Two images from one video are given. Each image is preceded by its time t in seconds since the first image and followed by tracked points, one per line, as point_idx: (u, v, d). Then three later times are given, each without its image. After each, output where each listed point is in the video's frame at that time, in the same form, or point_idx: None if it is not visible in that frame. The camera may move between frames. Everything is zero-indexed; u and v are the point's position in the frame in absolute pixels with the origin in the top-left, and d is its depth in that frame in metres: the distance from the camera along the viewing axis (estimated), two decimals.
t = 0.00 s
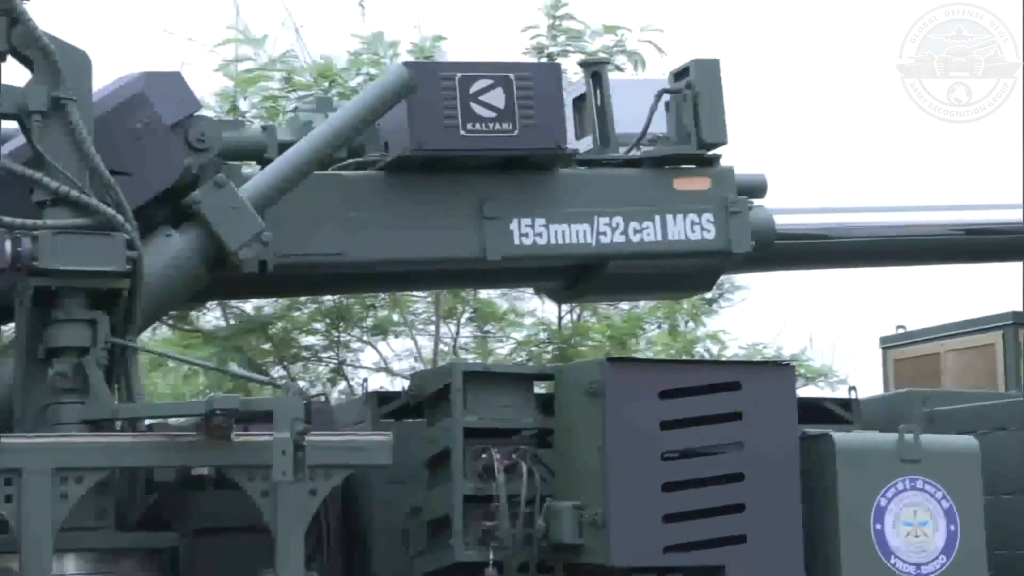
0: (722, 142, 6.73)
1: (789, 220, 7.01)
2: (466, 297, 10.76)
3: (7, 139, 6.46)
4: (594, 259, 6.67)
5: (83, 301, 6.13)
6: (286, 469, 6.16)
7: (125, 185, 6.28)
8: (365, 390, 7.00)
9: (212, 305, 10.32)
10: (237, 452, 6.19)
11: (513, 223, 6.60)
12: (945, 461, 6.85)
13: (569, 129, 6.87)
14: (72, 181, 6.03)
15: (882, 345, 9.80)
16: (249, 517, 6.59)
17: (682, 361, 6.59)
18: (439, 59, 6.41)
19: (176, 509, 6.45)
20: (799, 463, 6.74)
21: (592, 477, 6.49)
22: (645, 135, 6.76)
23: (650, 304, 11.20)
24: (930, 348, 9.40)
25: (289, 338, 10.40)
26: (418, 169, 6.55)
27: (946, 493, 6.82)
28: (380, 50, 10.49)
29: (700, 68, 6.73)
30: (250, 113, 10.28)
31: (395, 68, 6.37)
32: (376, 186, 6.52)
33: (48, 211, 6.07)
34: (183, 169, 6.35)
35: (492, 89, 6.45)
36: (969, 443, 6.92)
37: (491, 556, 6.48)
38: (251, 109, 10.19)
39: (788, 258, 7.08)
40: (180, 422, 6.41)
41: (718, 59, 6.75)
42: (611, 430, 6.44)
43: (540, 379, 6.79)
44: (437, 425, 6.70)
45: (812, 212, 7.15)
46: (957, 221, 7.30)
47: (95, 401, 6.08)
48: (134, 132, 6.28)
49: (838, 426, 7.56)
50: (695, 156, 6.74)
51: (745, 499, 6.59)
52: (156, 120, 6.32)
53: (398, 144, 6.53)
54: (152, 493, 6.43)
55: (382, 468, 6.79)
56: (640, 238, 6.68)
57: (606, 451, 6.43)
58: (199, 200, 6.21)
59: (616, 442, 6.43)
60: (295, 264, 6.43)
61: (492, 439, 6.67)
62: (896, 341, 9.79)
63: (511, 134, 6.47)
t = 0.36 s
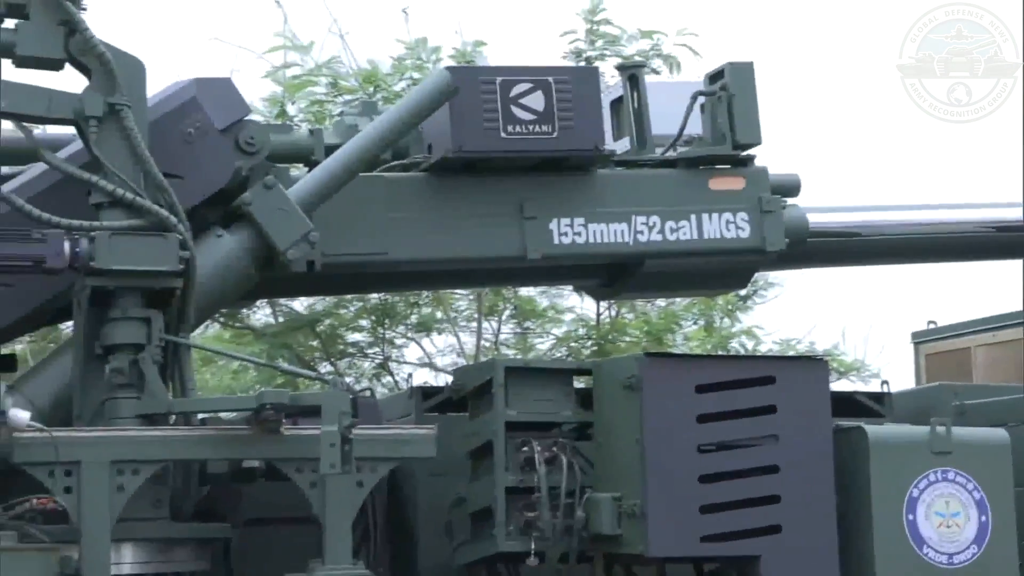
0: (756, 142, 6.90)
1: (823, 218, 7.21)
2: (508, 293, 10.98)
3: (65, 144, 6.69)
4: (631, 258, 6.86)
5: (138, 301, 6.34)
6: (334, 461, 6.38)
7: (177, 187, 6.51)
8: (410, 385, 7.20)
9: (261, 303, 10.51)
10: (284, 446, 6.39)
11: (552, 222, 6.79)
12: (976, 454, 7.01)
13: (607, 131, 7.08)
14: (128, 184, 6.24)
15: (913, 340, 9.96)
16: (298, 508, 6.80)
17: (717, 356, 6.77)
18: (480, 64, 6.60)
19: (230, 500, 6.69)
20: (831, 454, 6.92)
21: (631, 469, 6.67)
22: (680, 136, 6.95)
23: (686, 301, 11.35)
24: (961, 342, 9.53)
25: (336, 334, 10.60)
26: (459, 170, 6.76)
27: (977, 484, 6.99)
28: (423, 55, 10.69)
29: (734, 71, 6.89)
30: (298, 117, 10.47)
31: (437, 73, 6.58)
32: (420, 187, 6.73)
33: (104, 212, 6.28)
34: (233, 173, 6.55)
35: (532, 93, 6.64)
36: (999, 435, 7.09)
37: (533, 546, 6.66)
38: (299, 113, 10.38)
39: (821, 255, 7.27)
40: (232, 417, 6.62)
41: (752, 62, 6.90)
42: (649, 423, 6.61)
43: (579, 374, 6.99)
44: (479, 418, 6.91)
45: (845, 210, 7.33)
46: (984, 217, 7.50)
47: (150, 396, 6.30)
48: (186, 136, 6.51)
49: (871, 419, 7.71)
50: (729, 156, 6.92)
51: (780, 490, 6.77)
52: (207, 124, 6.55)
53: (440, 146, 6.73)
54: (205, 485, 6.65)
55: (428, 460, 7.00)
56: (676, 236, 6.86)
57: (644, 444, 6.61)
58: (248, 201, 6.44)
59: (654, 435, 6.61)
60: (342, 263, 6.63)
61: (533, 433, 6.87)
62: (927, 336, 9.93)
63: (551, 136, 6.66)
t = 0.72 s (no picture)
0: (789, 143, 7.10)
1: (856, 218, 7.45)
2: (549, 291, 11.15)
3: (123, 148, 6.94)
4: (668, 256, 7.07)
5: (193, 299, 6.61)
6: (381, 453, 6.56)
7: (230, 189, 6.75)
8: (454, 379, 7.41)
9: (311, 300, 10.74)
10: (335, 437, 6.63)
11: (592, 221, 7.01)
12: (1004, 445, 7.23)
13: (645, 132, 7.30)
14: (184, 186, 6.48)
15: (943, 334, 10.13)
16: (348, 498, 7.04)
17: (752, 350, 6.97)
18: (521, 68, 6.83)
19: (283, 491, 6.94)
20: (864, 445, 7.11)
21: (669, 461, 6.88)
22: (716, 137, 7.16)
23: (721, 297, 11.55)
24: (991, 336, 9.70)
25: (383, 330, 10.82)
26: (502, 172, 7.00)
27: (1007, 474, 7.19)
28: (466, 61, 10.95)
29: (768, 73, 7.08)
30: (346, 121, 10.71)
31: (480, 78, 6.80)
32: (463, 187, 6.97)
33: (159, 214, 6.53)
34: (284, 175, 6.82)
35: (571, 96, 6.87)
36: None
37: (573, 534, 6.87)
38: (346, 117, 10.62)
39: (854, 252, 7.49)
40: (284, 409, 6.86)
41: (786, 64, 7.09)
42: (687, 416, 6.82)
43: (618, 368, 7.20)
44: (521, 411, 7.14)
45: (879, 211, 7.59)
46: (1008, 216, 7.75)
47: (205, 389, 6.56)
48: (238, 140, 6.74)
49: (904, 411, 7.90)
50: (763, 156, 7.12)
51: (814, 481, 6.97)
52: (258, 128, 6.78)
53: (482, 148, 6.95)
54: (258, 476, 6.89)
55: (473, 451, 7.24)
56: (712, 234, 7.07)
57: (682, 436, 6.82)
58: (298, 202, 6.65)
59: (691, 427, 6.82)
60: (389, 262, 6.87)
61: (574, 425, 7.09)
62: (957, 330, 10.10)
63: (590, 137, 6.88)
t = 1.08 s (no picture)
0: (819, 144, 7.36)
1: (884, 217, 7.73)
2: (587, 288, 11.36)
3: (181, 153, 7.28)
4: (702, 253, 7.34)
5: (247, 295, 6.88)
6: (428, 444, 6.80)
7: (283, 192, 7.06)
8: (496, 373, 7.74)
9: (360, 298, 11.08)
10: (382, 430, 6.90)
11: (628, 221, 7.29)
12: None
13: (679, 134, 7.55)
14: (238, 189, 6.79)
15: (969, 328, 10.35)
16: (396, 488, 7.35)
17: (783, 344, 7.24)
18: (560, 74, 7.11)
19: (333, 481, 7.26)
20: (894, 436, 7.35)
21: (704, 451, 7.15)
22: (748, 139, 7.41)
23: (754, 294, 11.78)
24: (1017, 330, 9.91)
25: (429, 326, 11.12)
26: (542, 173, 7.28)
27: None
28: (507, 67, 11.24)
29: (798, 77, 7.37)
30: (393, 126, 11.03)
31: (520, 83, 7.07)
32: (505, 189, 7.25)
33: (216, 216, 6.84)
34: (332, 179, 7.11)
35: (608, 100, 7.14)
36: None
37: (613, 522, 7.14)
38: (393, 122, 10.93)
39: (882, 249, 7.75)
40: (333, 403, 7.14)
41: (816, 69, 7.38)
42: (720, 407, 7.10)
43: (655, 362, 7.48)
44: (561, 403, 7.43)
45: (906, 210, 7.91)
46: None
47: (260, 383, 6.86)
48: (291, 144, 7.07)
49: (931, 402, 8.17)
50: (794, 157, 7.39)
51: (845, 470, 7.21)
52: (309, 133, 7.10)
53: (523, 151, 7.23)
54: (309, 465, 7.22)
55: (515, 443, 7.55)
56: (745, 233, 7.34)
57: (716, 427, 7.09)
58: (347, 204, 6.95)
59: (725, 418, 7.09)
60: (434, 261, 7.17)
61: (613, 417, 7.35)
62: (983, 324, 10.32)
63: (626, 140, 7.15)
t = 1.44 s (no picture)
0: (844, 148, 7.62)
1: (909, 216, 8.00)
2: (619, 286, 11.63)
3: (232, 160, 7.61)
4: (732, 253, 7.62)
5: (296, 296, 7.18)
6: (469, 437, 7.06)
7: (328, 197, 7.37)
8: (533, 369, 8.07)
9: (404, 297, 11.43)
10: (425, 424, 7.13)
11: (661, 222, 7.58)
12: None
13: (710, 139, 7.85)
14: (287, 195, 7.08)
15: (992, 324, 10.58)
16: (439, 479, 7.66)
17: (811, 340, 7.51)
18: (594, 81, 7.38)
19: (379, 472, 7.58)
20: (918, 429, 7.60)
21: (735, 444, 7.43)
22: (775, 143, 7.70)
23: (782, 292, 12.03)
24: None
25: (469, 324, 11.44)
26: (577, 177, 7.57)
27: None
28: (543, 75, 11.54)
29: (824, 82, 7.62)
30: (434, 133, 11.36)
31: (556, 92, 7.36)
32: (541, 192, 7.56)
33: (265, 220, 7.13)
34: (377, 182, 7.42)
35: (641, 106, 7.42)
36: None
37: (646, 512, 7.42)
38: (434, 129, 11.25)
39: (905, 248, 8.03)
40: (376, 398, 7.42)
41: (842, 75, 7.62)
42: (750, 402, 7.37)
43: (687, 358, 7.76)
44: (596, 398, 7.72)
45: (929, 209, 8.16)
46: None
47: (308, 379, 7.18)
48: (336, 151, 7.37)
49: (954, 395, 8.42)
50: (820, 160, 7.64)
51: (872, 462, 7.46)
52: (354, 140, 7.39)
53: (559, 156, 7.52)
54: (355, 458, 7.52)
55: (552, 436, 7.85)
56: (773, 234, 7.61)
57: (746, 421, 7.36)
58: (391, 207, 7.23)
59: (754, 412, 7.36)
60: (473, 262, 7.47)
61: (646, 411, 7.65)
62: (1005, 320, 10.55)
63: (658, 145, 7.44)
